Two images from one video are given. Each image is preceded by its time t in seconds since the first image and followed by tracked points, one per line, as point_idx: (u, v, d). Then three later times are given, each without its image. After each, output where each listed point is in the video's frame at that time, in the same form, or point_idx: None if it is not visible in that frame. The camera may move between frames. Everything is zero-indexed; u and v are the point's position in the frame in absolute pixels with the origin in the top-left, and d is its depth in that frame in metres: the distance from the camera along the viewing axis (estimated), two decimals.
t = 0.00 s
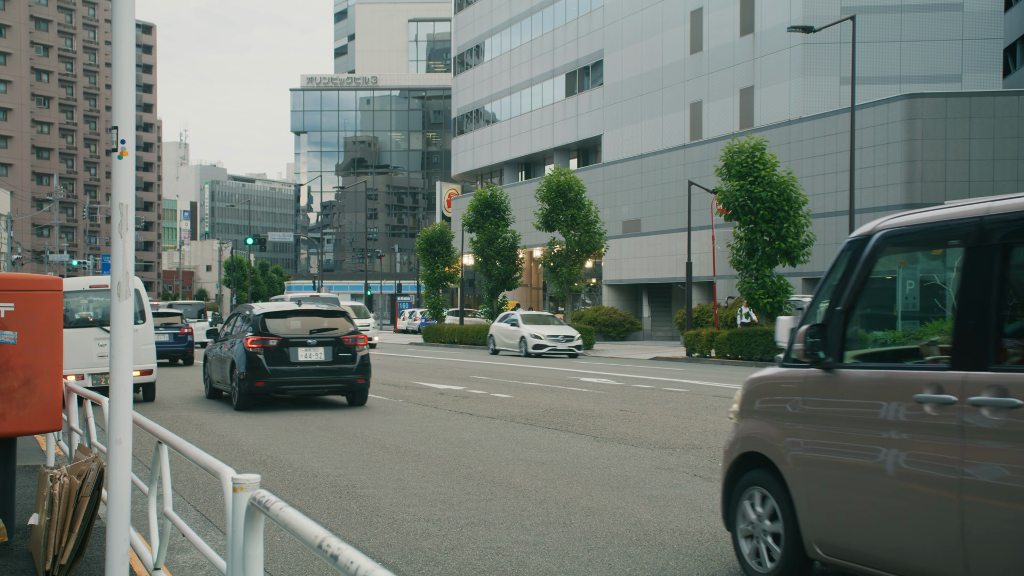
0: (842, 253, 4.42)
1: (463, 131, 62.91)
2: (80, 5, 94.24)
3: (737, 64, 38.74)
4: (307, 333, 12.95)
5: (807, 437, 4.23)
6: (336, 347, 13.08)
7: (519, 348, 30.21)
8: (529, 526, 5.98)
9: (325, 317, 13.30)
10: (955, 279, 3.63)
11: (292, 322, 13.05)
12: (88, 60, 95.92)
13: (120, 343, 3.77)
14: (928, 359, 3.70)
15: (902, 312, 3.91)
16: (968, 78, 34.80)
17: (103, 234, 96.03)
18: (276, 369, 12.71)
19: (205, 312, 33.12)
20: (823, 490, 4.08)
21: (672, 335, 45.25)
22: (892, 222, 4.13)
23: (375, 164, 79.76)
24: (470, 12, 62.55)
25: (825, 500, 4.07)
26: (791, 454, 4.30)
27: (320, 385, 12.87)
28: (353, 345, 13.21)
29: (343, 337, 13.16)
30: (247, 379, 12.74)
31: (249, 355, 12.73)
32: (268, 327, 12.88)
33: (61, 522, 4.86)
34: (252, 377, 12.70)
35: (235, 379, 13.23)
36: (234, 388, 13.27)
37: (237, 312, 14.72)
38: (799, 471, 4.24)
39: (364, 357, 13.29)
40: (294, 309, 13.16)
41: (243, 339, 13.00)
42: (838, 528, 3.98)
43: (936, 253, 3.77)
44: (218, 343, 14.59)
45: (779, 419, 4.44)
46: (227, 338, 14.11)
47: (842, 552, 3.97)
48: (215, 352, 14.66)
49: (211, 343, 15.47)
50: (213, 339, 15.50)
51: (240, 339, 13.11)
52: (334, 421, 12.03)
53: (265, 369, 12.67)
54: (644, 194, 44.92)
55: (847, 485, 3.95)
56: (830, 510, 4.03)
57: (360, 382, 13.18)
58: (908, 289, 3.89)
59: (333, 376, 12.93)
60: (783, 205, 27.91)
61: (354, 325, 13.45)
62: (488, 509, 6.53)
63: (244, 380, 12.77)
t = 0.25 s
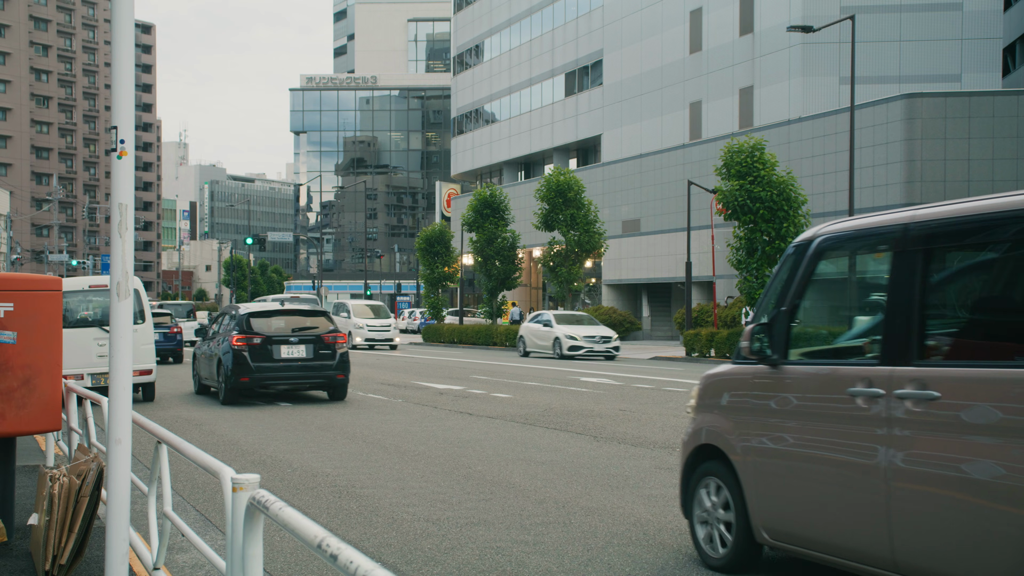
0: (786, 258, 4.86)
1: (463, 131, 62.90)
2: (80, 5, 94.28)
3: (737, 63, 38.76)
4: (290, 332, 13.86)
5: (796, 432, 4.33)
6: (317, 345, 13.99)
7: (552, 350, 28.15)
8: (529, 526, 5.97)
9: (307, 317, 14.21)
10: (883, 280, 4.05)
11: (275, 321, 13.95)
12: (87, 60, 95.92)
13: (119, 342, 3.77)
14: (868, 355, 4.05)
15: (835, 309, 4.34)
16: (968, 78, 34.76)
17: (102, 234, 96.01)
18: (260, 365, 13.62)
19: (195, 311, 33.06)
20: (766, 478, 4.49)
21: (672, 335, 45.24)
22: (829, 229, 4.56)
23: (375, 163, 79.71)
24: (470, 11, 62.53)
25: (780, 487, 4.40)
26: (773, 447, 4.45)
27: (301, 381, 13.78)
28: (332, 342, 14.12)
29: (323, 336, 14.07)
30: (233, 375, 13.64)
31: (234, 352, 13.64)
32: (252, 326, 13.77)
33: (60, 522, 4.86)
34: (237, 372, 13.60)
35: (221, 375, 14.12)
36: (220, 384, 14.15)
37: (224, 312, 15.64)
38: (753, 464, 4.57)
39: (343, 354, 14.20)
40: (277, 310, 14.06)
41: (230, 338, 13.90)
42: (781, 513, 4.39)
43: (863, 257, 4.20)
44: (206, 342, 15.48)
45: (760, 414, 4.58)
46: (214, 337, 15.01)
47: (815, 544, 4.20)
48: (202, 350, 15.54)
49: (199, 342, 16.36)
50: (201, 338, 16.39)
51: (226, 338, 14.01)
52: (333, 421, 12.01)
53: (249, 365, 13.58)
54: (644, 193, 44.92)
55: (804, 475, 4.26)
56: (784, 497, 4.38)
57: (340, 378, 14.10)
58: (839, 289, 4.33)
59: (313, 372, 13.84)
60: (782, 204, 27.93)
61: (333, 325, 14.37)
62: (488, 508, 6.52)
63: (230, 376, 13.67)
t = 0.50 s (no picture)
0: (731, 260, 5.28)
1: (463, 131, 62.88)
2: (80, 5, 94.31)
3: (737, 64, 38.77)
4: (273, 331, 14.66)
5: (791, 429, 4.38)
6: (298, 344, 14.78)
7: (591, 352, 26.69)
8: (528, 525, 5.97)
9: (289, 316, 14.98)
10: (813, 283, 4.46)
11: (259, 321, 14.73)
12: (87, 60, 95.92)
13: (118, 342, 3.76)
14: (803, 354, 4.45)
15: (768, 308, 4.78)
16: (967, 79, 34.77)
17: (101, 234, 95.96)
18: (244, 362, 14.43)
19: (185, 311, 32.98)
20: (713, 470, 4.88)
21: (672, 335, 45.21)
22: (768, 236, 4.97)
23: (375, 163, 79.68)
24: (470, 11, 62.53)
25: (726, 479, 4.80)
26: (769, 446, 4.51)
27: (283, 377, 14.60)
28: (313, 341, 14.91)
29: (304, 335, 14.85)
30: (219, 372, 14.46)
31: (220, 350, 14.44)
32: (237, 325, 14.56)
33: (59, 522, 4.86)
34: (223, 369, 14.42)
35: (209, 371, 14.94)
36: (208, 380, 14.98)
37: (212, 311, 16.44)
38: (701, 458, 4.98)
39: (323, 352, 15.00)
40: (261, 310, 14.83)
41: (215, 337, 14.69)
42: (728, 502, 4.79)
43: (795, 260, 4.63)
44: (195, 339, 16.31)
45: (753, 412, 4.64)
46: (202, 334, 15.82)
47: (768, 530, 4.55)
48: (192, 347, 16.36)
49: (189, 339, 17.19)
50: (191, 335, 17.23)
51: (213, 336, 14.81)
52: (332, 421, 12.00)
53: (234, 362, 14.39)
54: (643, 194, 44.91)
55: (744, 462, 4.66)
56: (725, 487, 4.80)
57: (320, 375, 14.91)
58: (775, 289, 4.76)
59: (295, 370, 14.65)
60: (782, 204, 27.91)
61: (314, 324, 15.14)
62: (488, 509, 6.52)
63: (216, 372, 14.50)
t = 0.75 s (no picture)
0: (677, 264, 5.67)
1: (463, 131, 62.86)
2: (80, 5, 94.29)
3: (736, 64, 38.79)
4: (257, 329, 15.54)
5: (787, 429, 4.40)
6: (281, 341, 15.67)
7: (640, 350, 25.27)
8: (527, 526, 5.98)
9: (273, 316, 15.87)
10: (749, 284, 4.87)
11: (244, 320, 15.61)
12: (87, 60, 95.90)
13: (118, 342, 3.76)
14: (739, 352, 4.83)
15: (705, 307, 5.20)
16: (966, 79, 34.78)
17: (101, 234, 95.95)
18: (230, 359, 15.31)
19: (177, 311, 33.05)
20: (661, 459, 5.24)
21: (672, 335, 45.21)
22: (710, 241, 5.36)
23: (374, 163, 79.66)
24: (470, 11, 62.51)
25: (669, 469, 5.17)
26: (766, 445, 4.50)
27: (267, 373, 15.48)
28: (295, 339, 15.81)
29: (287, 333, 15.75)
30: (206, 368, 15.33)
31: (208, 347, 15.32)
32: (223, 324, 15.44)
33: (59, 522, 4.86)
34: (210, 365, 15.29)
35: (196, 368, 15.80)
36: (195, 375, 15.84)
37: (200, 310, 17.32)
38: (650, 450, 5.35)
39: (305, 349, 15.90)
40: (247, 309, 15.71)
41: (203, 336, 15.55)
42: (673, 489, 5.15)
43: (730, 265, 5.06)
44: (183, 337, 17.18)
45: (751, 412, 4.62)
46: (190, 333, 16.70)
47: (708, 515, 4.91)
48: (180, 344, 17.22)
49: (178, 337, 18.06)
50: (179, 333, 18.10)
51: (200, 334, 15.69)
52: (332, 421, 12.02)
53: (220, 359, 15.26)
54: (643, 194, 44.90)
55: (685, 449, 5.06)
56: (667, 475, 5.18)
57: (301, 371, 15.81)
58: (713, 289, 5.18)
59: (277, 366, 15.54)
60: (782, 205, 27.94)
61: (296, 323, 16.04)
62: (487, 509, 6.52)
63: (203, 368, 15.37)
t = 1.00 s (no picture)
0: (628, 266, 6.06)
1: (463, 131, 62.82)
2: (80, 4, 94.22)
3: (736, 64, 38.79)
4: (241, 328, 16.38)
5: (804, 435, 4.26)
6: (264, 340, 16.53)
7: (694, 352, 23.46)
8: (526, 526, 5.98)
9: (257, 315, 16.71)
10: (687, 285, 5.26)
11: (229, 319, 16.45)
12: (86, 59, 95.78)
13: (117, 343, 3.76)
14: (679, 346, 5.21)
15: (650, 307, 5.61)
16: (966, 79, 34.82)
17: (101, 234, 95.86)
18: (216, 357, 16.17)
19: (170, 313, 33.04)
20: (613, 448, 5.66)
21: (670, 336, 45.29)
22: (656, 246, 5.75)
23: (374, 163, 79.64)
24: (470, 11, 62.47)
25: (621, 458, 5.57)
26: (760, 443, 4.51)
27: (251, 370, 16.33)
28: (278, 337, 16.66)
29: (270, 331, 16.60)
30: (193, 366, 16.18)
31: (194, 346, 16.16)
32: (210, 323, 16.27)
33: (58, 522, 4.86)
34: (197, 363, 16.15)
35: (184, 365, 16.66)
36: (183, 372, 16.68)
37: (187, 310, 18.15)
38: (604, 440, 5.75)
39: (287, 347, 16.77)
40: (231, 310, 16.54)
41: (190, 335, 16.38)
42: (623, 475, 5.56)
43: (672, 267, 5.44)
44: (171, 336, 17.99)
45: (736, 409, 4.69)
46: (178, 332, 17.53)
47: (655, 500, 5.31)
48: (168, 343, 18.03)
49: (167, 336, 18.90)
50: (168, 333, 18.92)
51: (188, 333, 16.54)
52: (332, 421, 12.01)
53: (207, 356, 16.13)
54: (643, 194, 44.88)
55: (633, 440, 5.46)
56: (620, 464, 5.59)
57: (284, 368, 16.66)
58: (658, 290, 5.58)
59: (261, 363, 16.40)
60: (782, 205, 27.98)
61: (279, 322, 16.87)
62: (487, 509, 6.52)
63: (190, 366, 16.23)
